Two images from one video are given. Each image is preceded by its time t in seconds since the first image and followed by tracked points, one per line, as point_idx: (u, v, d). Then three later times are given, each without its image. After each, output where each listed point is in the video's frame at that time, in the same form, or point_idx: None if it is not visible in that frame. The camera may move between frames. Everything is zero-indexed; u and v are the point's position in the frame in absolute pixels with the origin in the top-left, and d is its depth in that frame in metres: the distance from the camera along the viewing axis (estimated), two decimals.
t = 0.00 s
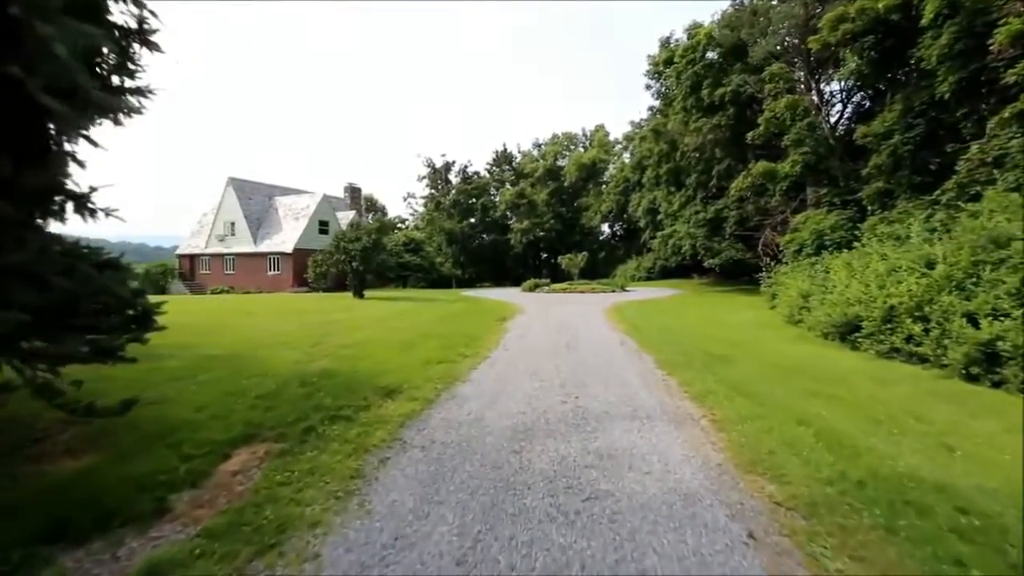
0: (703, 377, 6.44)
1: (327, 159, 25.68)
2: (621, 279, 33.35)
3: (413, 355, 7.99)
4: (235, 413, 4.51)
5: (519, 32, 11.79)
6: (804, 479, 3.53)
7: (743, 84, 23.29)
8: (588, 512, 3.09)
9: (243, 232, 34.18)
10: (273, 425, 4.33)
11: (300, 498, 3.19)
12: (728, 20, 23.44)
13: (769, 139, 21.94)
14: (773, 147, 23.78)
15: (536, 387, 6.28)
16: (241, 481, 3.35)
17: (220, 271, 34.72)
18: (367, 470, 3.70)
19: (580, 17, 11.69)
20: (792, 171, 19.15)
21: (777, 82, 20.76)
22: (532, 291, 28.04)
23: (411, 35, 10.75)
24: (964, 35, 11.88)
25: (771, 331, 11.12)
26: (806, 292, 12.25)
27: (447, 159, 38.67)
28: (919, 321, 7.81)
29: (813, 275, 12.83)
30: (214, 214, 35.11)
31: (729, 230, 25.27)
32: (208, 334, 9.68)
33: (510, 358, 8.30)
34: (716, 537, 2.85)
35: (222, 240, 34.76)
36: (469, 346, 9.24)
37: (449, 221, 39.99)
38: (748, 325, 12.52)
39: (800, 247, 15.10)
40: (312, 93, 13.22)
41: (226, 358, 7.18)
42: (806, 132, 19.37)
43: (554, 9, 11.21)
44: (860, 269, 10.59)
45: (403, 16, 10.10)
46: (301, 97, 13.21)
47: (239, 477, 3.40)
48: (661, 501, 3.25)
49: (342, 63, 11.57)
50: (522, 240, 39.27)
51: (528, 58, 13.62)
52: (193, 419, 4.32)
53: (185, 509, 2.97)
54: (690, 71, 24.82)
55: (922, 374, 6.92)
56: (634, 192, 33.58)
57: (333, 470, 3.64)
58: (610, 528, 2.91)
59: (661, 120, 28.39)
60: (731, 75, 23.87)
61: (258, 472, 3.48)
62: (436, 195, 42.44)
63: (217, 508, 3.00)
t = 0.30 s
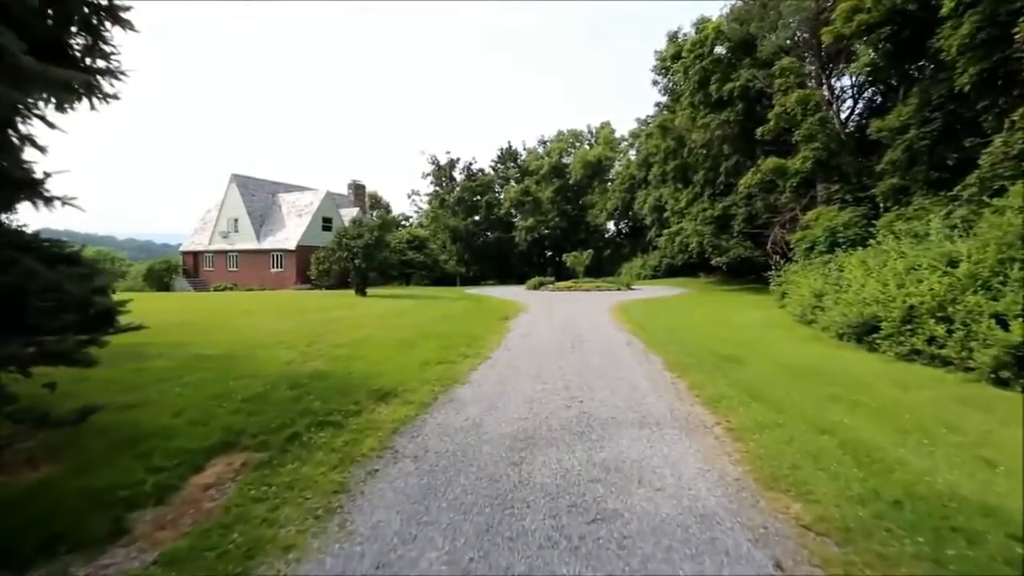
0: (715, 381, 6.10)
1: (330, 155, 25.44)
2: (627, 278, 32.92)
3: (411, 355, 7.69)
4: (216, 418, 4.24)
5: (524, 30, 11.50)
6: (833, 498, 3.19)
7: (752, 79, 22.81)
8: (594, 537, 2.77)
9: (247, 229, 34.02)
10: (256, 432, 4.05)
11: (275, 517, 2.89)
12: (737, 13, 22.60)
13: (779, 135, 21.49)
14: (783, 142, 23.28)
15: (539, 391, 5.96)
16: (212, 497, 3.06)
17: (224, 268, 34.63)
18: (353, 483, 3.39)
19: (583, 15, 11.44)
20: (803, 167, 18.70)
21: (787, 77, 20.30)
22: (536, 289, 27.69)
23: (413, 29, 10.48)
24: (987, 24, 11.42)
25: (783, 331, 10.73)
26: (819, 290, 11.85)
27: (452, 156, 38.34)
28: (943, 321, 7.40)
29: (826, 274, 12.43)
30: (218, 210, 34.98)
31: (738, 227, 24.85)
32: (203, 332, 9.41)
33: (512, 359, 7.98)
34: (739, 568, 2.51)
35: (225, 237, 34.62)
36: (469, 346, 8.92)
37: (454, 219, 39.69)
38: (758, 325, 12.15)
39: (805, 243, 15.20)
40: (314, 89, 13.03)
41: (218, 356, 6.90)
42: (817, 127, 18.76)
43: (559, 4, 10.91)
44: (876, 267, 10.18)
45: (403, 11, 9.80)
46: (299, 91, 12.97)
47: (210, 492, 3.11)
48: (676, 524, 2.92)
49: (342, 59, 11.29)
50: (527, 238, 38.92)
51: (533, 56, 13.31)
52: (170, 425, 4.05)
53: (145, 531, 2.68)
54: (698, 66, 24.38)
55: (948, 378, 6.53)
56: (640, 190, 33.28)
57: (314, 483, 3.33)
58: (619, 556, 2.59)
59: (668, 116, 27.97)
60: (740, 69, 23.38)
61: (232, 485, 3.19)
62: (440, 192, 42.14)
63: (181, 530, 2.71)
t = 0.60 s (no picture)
0: (725, 382, 5.79)
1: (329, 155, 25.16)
2: (631, 276, 32.55)
3: (407, 358, 7.39)
4: (193, 431, 3.96)
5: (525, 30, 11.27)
6: (866, 520, 2.86)
7: (757, 74, 22.41)
8: (601, 570, 2.45)
9: (247, 229, 33.81)
10: (234, 446, 3.76)
11: (244, 548, 2.59)
12: (741, 7, 21.75)
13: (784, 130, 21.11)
14: (789, 138, 22.86)
15: (540, 396, 5.67)
16: (176, 523, 2.77)
17: (224, 269, 34.44)
18: (335, 505, 3.09)
19: (583, 15, 11.21)
20: (810, 162, 18.32)
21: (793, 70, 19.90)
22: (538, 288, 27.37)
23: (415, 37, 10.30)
24: (1003, 12, 11.02)
25: (793, 330, 10.40)
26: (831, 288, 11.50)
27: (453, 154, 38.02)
28: (966, 320, 7.03)
29: (837, 272, 12.08)
30: (218, 211, 34.77)
31: (743, 225, 24.48)
32: (195, 334, 9.13)
33: (512, 362, 7.67)
34: None
35: (226, 238, 34.41)
36: (469, 347, 8.65)
37: (456, 218, 39.36)
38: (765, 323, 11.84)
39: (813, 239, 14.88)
40: (313, 91, 12.71)
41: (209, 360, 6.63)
42: (824, 121, 18.34)
43: (560, 5, 10.70)
44: (890, 264, 9.81)
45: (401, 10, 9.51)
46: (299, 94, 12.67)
47: (175, 517, 2.83)
48: (693, 554, 2.60)
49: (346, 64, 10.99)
50: (529, 236, 38.60)
51: (534, 57, 13.08)
52: (141, 439, 3.77)
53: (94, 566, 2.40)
54: (702, 61, 23.95)
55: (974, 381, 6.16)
56: (643, 188, 32.96)
57: (292, 506, 3.03)
58: None
59: (671, 112, 27.58)
60: (744, 64, 22.99)
61: (199, 510, 2.90)
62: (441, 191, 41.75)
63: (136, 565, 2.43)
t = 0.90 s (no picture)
0: (739, 386, 5.46)
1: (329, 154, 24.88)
2: (635, 274, 32.17)
3: (403, 361, 7.09)
4: (165, 445, 3.67)
5: (527, 29, 11.03)
6: (907, 546, 2.53)
7: (763, 67, 21.99)
8: None
9: (248, 229, 33.64)
10: (209, 462, 3.47)
11: None
12: None
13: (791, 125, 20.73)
14: (796, 132, 22.45)
15: (542, 401, 5.36)
16: (133, 551, 2.51)
17: (226, 270, 34.29)
18: (313, 529, 2.79)
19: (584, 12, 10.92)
20: (818, 156, 17.78)
21: (800, 63, 19.47)
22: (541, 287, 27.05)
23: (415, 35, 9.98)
24: None
25: (805, 330, 10.04)
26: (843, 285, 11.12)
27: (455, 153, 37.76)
28: (991, 318, 6.65)
29: (848, 269, 11.71)
30: (220, 211, 34.63)
31: (748, 221, 24.10)
32: (187, 337, 8.88)
33: (514, 364, 7.36)
34: None
35: (228, 238, 34.26)
36: (469, 349, 8.35)
37: (458, 217, 39.03)
38: (775, 322, 11.49)
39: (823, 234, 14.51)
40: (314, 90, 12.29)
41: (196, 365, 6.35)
42: (833, 114, 17.87)
43: (559, 3, 10.46)
44: (907, 259, 9.41)
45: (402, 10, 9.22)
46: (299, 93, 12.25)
47: (132, 545, 2.57)
48: None
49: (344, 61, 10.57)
50: (532, 235, 38.26)
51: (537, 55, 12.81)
52: (110, 453, 3.50)
53: None
54: (706, 55, 23.56)
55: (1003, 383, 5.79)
56: (647, 185, 32.63)
57: (264, 531, 2.73)
58: None
59: (674, 108, 27.21)
60: (749, 58, 22.58)
61: (160, 535, 2.64)
62: (444, 190, 41.51)
63: None
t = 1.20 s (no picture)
0: (752, 391, 5.15)
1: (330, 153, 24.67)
2: (640, 273, 31.81)
3: (400, 364, 6.82)
4: (135, 460, 3.41)
5: (529, 23, 10.75)
6: None
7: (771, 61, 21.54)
8: None
9: (251, 229, 33.46)
10: (180, 478, 3.21)
11: None
12: None
13: (800, 120, 20.28)
14: (804, 127, 22.02)
15: (544, 408, 5.06)
16: None
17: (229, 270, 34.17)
18: (285, 558, 2.52)
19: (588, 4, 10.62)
20: (828, 150, 17.33)
21: (809, 56, 18.99)
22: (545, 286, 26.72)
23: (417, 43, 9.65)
24: None
25: (817, 329, 9.71)
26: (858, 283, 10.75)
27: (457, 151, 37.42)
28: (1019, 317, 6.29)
29: (862, 266, 11.34)
30: (222, 210, 34.47)
31: (755, 218, 23.72)
32: (180, 339, 8.63)
33: (515, 367, 7.06)
34: None
35: (230, 237, 34.10)
36: (469, 350, 8.08)
37: (462, 215, 38.56)
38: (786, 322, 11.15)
39: (834, 231, 14.26)
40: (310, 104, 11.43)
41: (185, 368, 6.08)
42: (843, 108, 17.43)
43: None
44: (924, 256, 9.05)
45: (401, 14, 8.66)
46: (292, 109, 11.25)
47: None
48: None
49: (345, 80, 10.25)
50: (536, 233, 37.86)
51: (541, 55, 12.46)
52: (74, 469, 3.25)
53: None
54: (712, 50, 23.17)
55: None
56: (652, 182, 32.27)
57: (231, 561, 2.46)
58: None
59: (680, 104, 26.82)
60: (756, 52, 22.16)
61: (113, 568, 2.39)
62: (447, 189, 41.19)
63: None
